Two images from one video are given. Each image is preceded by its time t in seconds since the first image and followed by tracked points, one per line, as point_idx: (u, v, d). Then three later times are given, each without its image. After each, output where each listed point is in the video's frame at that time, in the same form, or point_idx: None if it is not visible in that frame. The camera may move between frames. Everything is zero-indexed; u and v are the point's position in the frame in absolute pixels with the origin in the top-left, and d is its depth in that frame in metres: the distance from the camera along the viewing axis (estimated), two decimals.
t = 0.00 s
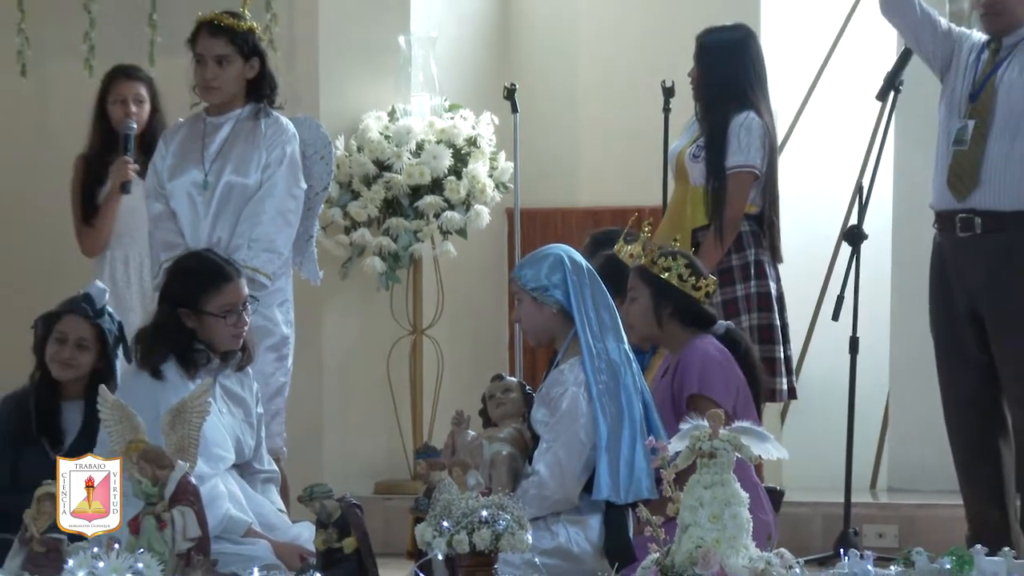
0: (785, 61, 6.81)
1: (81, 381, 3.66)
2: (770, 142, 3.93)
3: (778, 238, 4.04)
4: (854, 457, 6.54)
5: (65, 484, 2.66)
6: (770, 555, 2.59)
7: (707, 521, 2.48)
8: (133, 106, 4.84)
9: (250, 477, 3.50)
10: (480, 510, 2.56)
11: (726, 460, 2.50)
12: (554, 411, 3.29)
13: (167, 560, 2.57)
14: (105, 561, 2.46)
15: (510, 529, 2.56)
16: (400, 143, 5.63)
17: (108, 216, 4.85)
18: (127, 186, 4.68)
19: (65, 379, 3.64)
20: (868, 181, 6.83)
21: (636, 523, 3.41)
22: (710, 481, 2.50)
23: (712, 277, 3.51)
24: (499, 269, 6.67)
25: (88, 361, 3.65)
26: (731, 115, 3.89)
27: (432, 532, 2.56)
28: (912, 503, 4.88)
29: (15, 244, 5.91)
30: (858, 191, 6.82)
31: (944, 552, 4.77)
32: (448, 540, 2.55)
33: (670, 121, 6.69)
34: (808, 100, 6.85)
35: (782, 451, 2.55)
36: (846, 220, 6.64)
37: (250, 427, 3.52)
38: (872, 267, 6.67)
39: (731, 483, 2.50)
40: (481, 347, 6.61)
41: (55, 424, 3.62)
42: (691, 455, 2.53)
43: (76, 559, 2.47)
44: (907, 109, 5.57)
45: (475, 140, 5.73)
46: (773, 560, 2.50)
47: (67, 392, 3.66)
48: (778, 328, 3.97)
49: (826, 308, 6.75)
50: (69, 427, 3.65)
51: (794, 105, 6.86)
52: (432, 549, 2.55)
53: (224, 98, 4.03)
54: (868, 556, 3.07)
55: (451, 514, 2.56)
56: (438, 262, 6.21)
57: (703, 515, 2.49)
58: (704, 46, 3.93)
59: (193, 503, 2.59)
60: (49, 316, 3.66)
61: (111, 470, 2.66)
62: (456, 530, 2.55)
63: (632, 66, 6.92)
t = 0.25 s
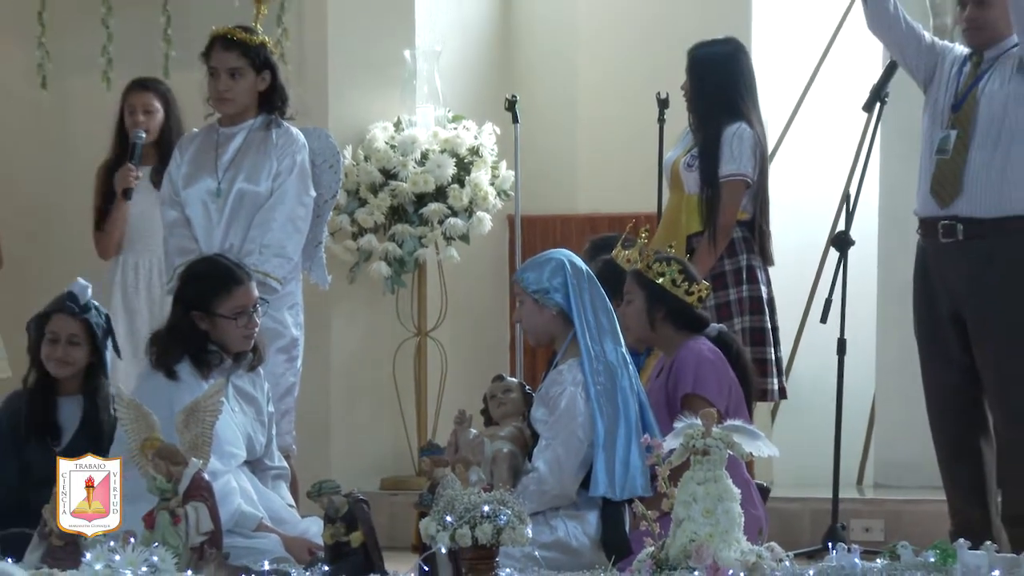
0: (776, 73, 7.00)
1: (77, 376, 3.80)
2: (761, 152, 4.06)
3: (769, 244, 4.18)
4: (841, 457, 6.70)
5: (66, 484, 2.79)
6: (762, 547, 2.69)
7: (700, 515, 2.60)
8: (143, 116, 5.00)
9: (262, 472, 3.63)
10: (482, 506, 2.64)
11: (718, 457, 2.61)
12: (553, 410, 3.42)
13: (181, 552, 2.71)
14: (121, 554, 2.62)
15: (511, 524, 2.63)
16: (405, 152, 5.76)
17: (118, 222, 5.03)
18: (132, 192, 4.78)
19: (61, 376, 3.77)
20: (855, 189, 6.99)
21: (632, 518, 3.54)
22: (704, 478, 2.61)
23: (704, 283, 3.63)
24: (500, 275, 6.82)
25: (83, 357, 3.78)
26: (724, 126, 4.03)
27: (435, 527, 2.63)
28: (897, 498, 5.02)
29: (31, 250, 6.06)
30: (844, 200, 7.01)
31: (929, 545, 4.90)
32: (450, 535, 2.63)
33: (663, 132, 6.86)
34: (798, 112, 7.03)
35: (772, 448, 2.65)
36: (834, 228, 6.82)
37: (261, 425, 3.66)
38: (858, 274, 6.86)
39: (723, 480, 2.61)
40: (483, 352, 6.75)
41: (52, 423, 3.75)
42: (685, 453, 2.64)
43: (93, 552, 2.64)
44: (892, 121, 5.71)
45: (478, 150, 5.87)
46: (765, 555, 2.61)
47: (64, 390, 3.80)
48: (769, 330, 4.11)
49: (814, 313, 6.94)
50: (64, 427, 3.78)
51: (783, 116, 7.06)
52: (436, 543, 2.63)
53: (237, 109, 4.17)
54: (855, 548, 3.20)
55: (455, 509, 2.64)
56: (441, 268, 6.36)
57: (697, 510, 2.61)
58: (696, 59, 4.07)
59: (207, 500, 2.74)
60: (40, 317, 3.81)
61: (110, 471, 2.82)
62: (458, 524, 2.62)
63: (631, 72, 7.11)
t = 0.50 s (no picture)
0: (767, 83, 7.17)
1: (70, 371, 3.82)
2: (753, 159, 4.19)
3: (762, 249, 4.29)
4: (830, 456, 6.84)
5: (65, 484, 2.76)
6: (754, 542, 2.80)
7: (694, 510, 2.71)
8: (147, 121, 5.13)
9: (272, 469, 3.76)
10: (483, 501, 2.68)
11: (710, 455, 2.73)
12: (551, 408, 3.53)
13: (192, 546, 2.82)
14: (133, 548, 2.67)
15: (512, 519, 2.68)
16: (409, 160, 5.88)
17: (121, 227, 5.17)
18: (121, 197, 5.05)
19: (54, 374, 3.79)
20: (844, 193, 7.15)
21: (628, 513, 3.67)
22: (697, 474, 2.73)
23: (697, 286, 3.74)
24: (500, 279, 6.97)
25: (71, 352, 3.79)
26: (716, 134, 4.15)
27: (438, 522, 2.68)
28: (886, 495, 5.13)
29: (43, 253, 6.20)
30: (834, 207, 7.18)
31: (916, 540, 5.02)
32: (453, 529, 2.67)
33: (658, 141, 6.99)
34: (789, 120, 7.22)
35: (763, 447, 2.77)
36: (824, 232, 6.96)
37: (269, 424, 3.78)
38: (846, 278, 7.01)
39: (715, 476, 2.73)
40: (484, 353, 6.89)
41: (50, 421, 3.78)
42: (679, 450, 2.76)
43: (106, 547, 2.68)
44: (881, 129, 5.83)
45: (479, 158, 5.99)
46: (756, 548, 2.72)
47: (61, 386, 3.83)
48: (760, 332, 4.23)
49: (804, 315, 7.10)
50: (63, 423, 3.82)
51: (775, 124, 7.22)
52: (438, 537, 2.68)
53: (247, 118, 4.30)
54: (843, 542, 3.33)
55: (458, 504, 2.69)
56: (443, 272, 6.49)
57: (690, 506, 2.71)
58: (690, 70, 4.20)
59: (219, 496, 2.84)
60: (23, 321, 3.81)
61: (111, 471, 2.78)
62: (460, 520, 2.67)
63: (627, 84, 7.14)
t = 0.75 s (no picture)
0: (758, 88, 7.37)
1: (70, 366, 3.85)
2: (746, 164, 4.28)
3: (752, 251, 4.40)
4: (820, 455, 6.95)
5: (65, 483, 2.86)
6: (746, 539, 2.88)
7: (689, 507, 2.79)
8: (145, 129, 5.25)
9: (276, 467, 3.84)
10: (481, 499, 2.74)
11: (705, 453, 2.83)
12: (549, 407, 3.62)
13: (198, 542, 2.90)
14: (141, 545, 2.75)
15: (509, 516, 2.73)
16: (410, 165, 5.97)
17: (121, 232, 5.31)
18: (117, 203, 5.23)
19: (55, 372, 3.83)
20: (834, 199, 7.26)
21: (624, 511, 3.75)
22: (692, 471, 2.83)
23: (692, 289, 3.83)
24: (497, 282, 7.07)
25: (68, 348, 3.82)
26: (710, 140, 4.25)
27: (440, 519, 2.74)
28: (876, 492, 5.22)
29: (46, 257, 6.30)
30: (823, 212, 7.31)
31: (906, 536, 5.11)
32: (453, 526, 2.72)
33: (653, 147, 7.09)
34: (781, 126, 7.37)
35: (755, 446, 2.87)
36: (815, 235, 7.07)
37: (274, 423, 3.88)
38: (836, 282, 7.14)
39: (709, 473, 2.83)
40: (482, 355, 6.98)
41: (56, 419, 3.85)
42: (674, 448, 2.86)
43: (116, 543, 2.78)
44: (871, 135, 5.93)
45: (479, 163, 6.08)
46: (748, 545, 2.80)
47: (65, 383, 3.88)
48: (752, 332, 4.33)
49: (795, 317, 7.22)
50: (70, 419, 3.88)
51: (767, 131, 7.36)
52: (439, 534, 2.73)
53: (252, 125, 4.39)
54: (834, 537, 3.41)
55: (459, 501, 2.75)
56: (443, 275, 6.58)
57: (685, 503, 2.80)
58: (684, 77, 4.28)
59: (225, 492, 2.91)
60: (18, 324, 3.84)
61: (111, 471, 2.87)
62: (460, 517, 2.72)
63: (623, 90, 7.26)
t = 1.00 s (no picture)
0: (752, 96, 7.50)
1: (96, 367, 3.98)
2: (738, 171, 4.40)
3: (744, 254, 4.51)
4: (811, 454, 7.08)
5: (64, 484, 2.95)
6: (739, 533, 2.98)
7: (683, 503, 2.89)
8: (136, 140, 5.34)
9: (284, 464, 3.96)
10: (482, 495, 2.83)
11: (698, 451, 2.90)
12: (549, 406, 3.73)
13: (207, 537, 2.98)
14: (153, 539, 2.83)
15: (509, 511, 2.81)
16: (413, 171, 6.09)
17: (115, 238, 5.44)
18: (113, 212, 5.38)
19: (82, 373, 3.96)
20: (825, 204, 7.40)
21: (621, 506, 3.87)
22: (686, 468, 2.91)
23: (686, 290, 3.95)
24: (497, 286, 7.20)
25: (92, 348, 3.94)
26: (703, 147, 4.36)
27: (443, 515, 2.83)
28: (865, 488, 5.34)
29: (52, 261, 6.44)
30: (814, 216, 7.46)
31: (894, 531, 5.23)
32: (455, 521, 2.82)
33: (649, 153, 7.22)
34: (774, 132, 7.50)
35: (747, 442, 2.95)
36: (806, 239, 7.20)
37: (281, 422, 4.00)
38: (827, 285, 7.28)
39: (703, 470, 2.90)
40: (482, 357, 7.10)
41: (83, 418, 3.97)
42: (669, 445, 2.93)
43: (128, 538, 2.85)
44: (861, 143, 6.05)
45: (479, 169, 6.20)
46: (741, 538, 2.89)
47: (91, 383, 4.00)
48: (745, 334, 4.44)
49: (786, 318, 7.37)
50: (97, 418, 4.00)
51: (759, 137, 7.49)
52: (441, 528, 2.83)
53: (260, 132, 4.50)
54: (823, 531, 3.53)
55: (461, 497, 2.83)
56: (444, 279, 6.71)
57: (679, 498, 2.90)
58: (679, 85, 4.41)
59: (233, 488, 3.02)
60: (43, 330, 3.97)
61: (111, 471, 2.97)
62: (462, 513, 2.81)
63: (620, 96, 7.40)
